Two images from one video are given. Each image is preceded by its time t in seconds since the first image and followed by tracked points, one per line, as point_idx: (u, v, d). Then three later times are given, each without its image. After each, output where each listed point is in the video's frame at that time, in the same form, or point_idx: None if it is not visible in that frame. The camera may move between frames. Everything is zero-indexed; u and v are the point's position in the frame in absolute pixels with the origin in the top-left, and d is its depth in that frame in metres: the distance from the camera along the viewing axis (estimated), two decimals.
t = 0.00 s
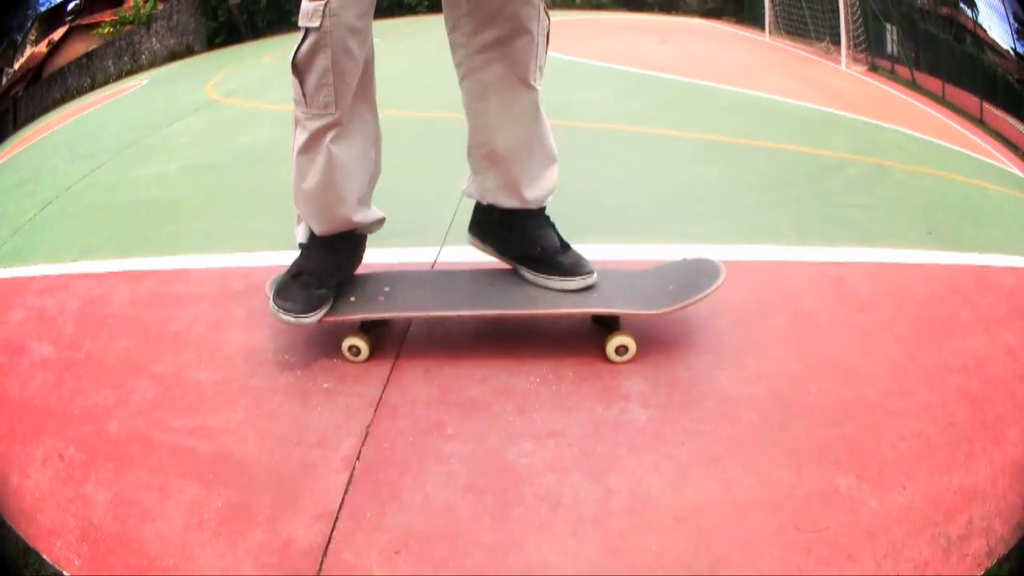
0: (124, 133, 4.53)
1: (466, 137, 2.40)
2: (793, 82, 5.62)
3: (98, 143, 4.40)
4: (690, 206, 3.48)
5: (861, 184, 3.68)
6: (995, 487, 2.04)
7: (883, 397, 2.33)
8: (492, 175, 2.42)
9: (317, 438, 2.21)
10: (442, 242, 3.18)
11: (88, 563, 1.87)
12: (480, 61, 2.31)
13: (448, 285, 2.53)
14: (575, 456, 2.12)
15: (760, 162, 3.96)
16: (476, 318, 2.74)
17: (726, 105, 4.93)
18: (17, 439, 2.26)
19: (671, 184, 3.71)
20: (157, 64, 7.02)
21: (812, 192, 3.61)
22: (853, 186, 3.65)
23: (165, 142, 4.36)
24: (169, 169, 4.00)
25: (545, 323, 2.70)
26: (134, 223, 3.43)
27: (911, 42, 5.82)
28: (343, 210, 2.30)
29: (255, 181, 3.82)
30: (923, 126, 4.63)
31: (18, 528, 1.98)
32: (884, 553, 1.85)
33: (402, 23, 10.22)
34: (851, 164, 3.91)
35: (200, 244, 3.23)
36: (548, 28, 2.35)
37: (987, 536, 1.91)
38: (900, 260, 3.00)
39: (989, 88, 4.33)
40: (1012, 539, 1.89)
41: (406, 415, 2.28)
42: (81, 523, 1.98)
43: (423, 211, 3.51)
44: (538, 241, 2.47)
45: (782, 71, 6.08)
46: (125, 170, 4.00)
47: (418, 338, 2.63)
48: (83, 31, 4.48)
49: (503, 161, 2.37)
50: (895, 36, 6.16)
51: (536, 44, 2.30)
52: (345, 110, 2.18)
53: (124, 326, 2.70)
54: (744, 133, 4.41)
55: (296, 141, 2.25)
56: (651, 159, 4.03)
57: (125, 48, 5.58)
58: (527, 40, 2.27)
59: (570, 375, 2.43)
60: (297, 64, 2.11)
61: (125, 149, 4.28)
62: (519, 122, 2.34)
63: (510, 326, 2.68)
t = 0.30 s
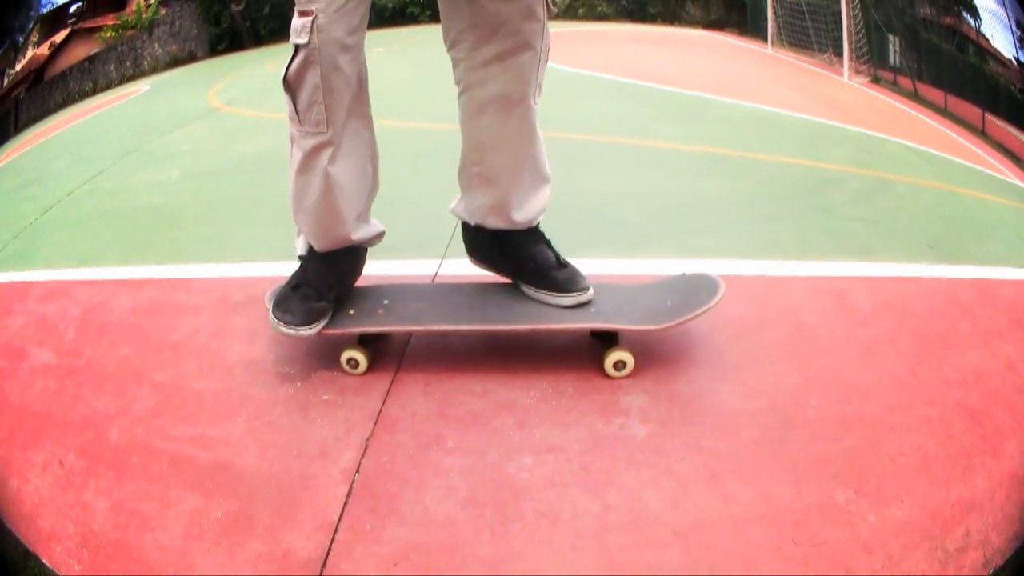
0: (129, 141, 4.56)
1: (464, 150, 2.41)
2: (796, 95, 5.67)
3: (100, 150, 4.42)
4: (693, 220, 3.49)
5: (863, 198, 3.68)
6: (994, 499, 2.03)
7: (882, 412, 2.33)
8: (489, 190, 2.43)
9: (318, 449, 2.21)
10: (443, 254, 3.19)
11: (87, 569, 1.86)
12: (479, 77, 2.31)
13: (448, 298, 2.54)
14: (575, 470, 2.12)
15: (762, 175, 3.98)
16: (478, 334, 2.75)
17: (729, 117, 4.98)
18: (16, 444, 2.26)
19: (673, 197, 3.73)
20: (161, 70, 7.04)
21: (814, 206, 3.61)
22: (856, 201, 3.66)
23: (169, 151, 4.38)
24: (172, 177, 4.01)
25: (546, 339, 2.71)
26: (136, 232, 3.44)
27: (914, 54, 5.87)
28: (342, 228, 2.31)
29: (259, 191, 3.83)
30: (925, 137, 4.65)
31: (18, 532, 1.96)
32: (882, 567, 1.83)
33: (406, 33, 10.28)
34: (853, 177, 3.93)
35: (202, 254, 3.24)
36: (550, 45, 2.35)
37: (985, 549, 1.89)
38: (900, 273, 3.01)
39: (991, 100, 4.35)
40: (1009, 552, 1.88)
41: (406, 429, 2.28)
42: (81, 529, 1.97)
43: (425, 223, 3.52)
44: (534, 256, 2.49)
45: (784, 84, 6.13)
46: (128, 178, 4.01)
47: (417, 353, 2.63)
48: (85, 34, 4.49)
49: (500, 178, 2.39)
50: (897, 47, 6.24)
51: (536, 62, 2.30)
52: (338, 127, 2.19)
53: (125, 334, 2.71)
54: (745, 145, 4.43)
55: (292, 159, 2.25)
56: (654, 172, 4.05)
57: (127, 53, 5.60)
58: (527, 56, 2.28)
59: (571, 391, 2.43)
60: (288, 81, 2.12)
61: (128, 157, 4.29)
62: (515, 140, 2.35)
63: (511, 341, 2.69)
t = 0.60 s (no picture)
0: (131, 143, 4.56)
1: (467, 158, 2.41)
2: (798, 101, 5.68)
3: (102, 151, 4.43)
4: (696, 226, 3.49)
5: (866, 205, 3.68)
6: (994, 506, 2.03)
7: (883, 419, 2.33)
8: (492, 198, 2.43)
9: (319, 454, 2.21)
10: (447, 259, 3.19)
11: (88, 571, 1.86)
12: (482, 84, 2.31)
13: (449, 304, 2.54)
14: (576, 477, 2.12)
15: (764, 181, 3.98)
16: (481, 341, 2.75)
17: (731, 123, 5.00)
18: (17, 445, 2.26)
19: (674, 203, 3.74)
20: (163, 71, 7.05)
21: (816, 212, 3.61)
22: (858, 207, 3.66)
23: (171, 153, 4.38)
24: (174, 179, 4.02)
25: (549, 346, 2.72)
26: (137, 234, 3.44)
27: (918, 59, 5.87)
28: (345, 235, 2.30)
29: (262, 194, 3.83)
30: (927, 143, 4.66)
31: (18, 534, 1.96)
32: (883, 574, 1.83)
33: (409, 36, 10.29)
34: (855, 184, 3.93)
35: (204, 257, 3.24)
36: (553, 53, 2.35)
37: (984, 556, 1.89)
38: (902, 280, 3.02)
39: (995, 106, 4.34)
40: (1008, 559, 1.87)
41: (408, 434, 2.28)
42: (81, 531, 1.97)
43: (427, 227, 3.52)
44: (536, 263, 2.49)
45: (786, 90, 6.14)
46: (129, 180, 4.01)
47: (420, 359, 2.64)
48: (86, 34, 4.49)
49: (500, 184, 2.39)
50: (900, 53, 6.26)
51: (539, 70, 2.30)
52: (343, 134, 2.19)
53: (127, 337, 2.71)
54: (747, 150, 4.44)
55: (294, 164, 2.25)
56: (656, 177, 4.05)
57: (129, 54, 5.61)
58: (530, 64, 2.28)
59: (573, 398, 2.43)
60: (294, 86, 2.12)
61: (130, 158, 4.29)
62: (518, 148, 2.34)
63: (514, 348, 2.69)
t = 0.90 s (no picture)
0: (134, 141, 4.56)
1: (476, 155, 2.41)
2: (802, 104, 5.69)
3: (105, 149, 4.43)
4: (699, 229, 3.50)
5: (867, 209, 3.69)
6: (994, 511, 2.03)
7: (885, 423, 2.33)
8: (499, 197, 2.43)
9: (322, 455, 2.21)
10: (450, 261, 3.20)
11: (88, 570, 1.86)
12: (497, 83, 2.31)
13: (449, 306, 2.54)
14: (578, 480, 2.13)
15: (766, 184, 3.98)
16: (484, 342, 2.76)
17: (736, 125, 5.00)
18: (18, 443, 2.26)
19: (677, 206, 3.74)
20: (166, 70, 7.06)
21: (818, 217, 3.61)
22: (859, 211, 3.66)
23: (174, 152, 4.39)
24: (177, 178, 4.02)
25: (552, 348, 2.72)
26: (140, 232, 3.44)
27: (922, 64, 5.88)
28: (350, 233, 2.30)
29: (265, 194, 3.84)
30: (931, 148, 4.66)
31: (19, 532, 1.97)
32: None
33: (412, 38, 10.31)
34: (857, 188, 3.93)
35: (207, 256, 3.24)
36: (571, 57, 2.35)
37: (983, 561, 1.90)
38: (905, 285, 3.02)
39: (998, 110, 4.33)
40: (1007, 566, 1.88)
41: (410, 435, 2.29)
42: (82, 529, 1.97)
43: (430, 228, 3.53)
44: (535, 266, 2.50)
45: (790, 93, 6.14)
46: (132, 178, 4.01)
47: (423, 360, 2.64)
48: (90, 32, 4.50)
49: (510, 183, 2.39)
50: (903, 57, 6.26)
51: (556, 72, 2.30)
52: (354, 131, 2.19)
53: (130, 335, 2.71)
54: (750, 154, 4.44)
55: (303, 158, 2.25)
56: (660, 180, 4.06)
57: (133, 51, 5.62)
58: (546, 65, 2.27)
59: (576, 400, 2.43)
60: (308, 79, 2.12)
61: (133, 157, 4.30)
62: (529, 149, 2.34)
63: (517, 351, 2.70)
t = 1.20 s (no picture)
0: (132, 144, 4.56)
1: (506, 158, 2.41)
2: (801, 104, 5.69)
3: (103, 152, 4.43)
4: (697, 229, 3.50)
5: (866, 209, 3.69)
6: (994, 508, 2.04)
7: (886, 422, 2.33)
8: (529, 200, 2.43)
9: (323, 457, 2.21)
10: (449, 263, 3.20)
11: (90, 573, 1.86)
12: (526, 87, 2.31)
13: (475, 308, 2.55)
14: (579, 480, 2.13)
15: (765, 184, 3.99)
16: (485, 343, 2.76)
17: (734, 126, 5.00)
18: (18, 446, 2.26)
19: (676, 206, 3.75)
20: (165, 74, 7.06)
21: (817, 216, 3.62)
22: (858, 211, 3.66)
23: (172, 155, 4.39)
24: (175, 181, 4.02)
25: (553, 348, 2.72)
26: (139, 236, 3.44)
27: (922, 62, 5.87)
28: (376, 235, 2.30)
29: (264, 197, 3.84)
30: (931, 146, 4.66)
31: (21, 536, 1.97)
32: None
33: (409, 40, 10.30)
34: (856, 187, 3.93)
35: (207, 259, 3.24)
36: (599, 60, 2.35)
37: (984, 558, 1.90)
38: (904, 284, 3.02)
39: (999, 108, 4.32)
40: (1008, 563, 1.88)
41: (412, 437, 2.29)
42: (84, 533, 1.97)
43: (429, 229, 3.53)
44: (565, 265, 2.50)
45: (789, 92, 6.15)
46: (130, 181, 4.01)
47: (423, 362, 2.64)
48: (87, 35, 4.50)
49: (539, 186, 2.39)
50: (902, 56, 6.26)
51: (585, 76, 2.30)
52: (377, 132, 2.20)
53: (130, 339, 2.71)
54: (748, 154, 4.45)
55: (327, 160, 2.25)
56: (658, 181, 4.06)
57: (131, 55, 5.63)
58: (574, 70, 2.28)
59: (576, 401, 2.44)
60: (331, 79, 2.14)
61: (131, 160, 4.30)
62: (559, 152, 2.35)
63: (518, 351, 2.70)
